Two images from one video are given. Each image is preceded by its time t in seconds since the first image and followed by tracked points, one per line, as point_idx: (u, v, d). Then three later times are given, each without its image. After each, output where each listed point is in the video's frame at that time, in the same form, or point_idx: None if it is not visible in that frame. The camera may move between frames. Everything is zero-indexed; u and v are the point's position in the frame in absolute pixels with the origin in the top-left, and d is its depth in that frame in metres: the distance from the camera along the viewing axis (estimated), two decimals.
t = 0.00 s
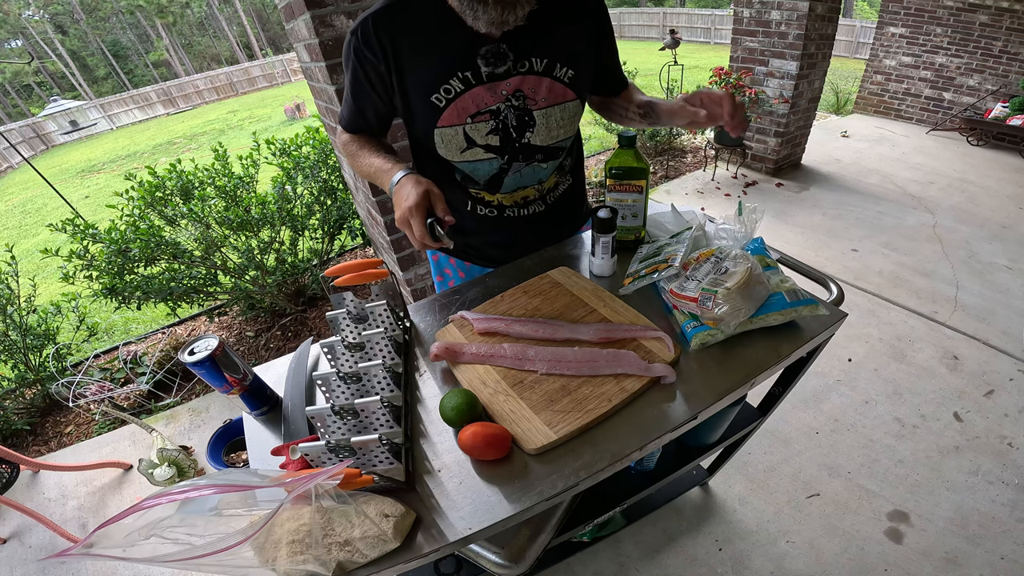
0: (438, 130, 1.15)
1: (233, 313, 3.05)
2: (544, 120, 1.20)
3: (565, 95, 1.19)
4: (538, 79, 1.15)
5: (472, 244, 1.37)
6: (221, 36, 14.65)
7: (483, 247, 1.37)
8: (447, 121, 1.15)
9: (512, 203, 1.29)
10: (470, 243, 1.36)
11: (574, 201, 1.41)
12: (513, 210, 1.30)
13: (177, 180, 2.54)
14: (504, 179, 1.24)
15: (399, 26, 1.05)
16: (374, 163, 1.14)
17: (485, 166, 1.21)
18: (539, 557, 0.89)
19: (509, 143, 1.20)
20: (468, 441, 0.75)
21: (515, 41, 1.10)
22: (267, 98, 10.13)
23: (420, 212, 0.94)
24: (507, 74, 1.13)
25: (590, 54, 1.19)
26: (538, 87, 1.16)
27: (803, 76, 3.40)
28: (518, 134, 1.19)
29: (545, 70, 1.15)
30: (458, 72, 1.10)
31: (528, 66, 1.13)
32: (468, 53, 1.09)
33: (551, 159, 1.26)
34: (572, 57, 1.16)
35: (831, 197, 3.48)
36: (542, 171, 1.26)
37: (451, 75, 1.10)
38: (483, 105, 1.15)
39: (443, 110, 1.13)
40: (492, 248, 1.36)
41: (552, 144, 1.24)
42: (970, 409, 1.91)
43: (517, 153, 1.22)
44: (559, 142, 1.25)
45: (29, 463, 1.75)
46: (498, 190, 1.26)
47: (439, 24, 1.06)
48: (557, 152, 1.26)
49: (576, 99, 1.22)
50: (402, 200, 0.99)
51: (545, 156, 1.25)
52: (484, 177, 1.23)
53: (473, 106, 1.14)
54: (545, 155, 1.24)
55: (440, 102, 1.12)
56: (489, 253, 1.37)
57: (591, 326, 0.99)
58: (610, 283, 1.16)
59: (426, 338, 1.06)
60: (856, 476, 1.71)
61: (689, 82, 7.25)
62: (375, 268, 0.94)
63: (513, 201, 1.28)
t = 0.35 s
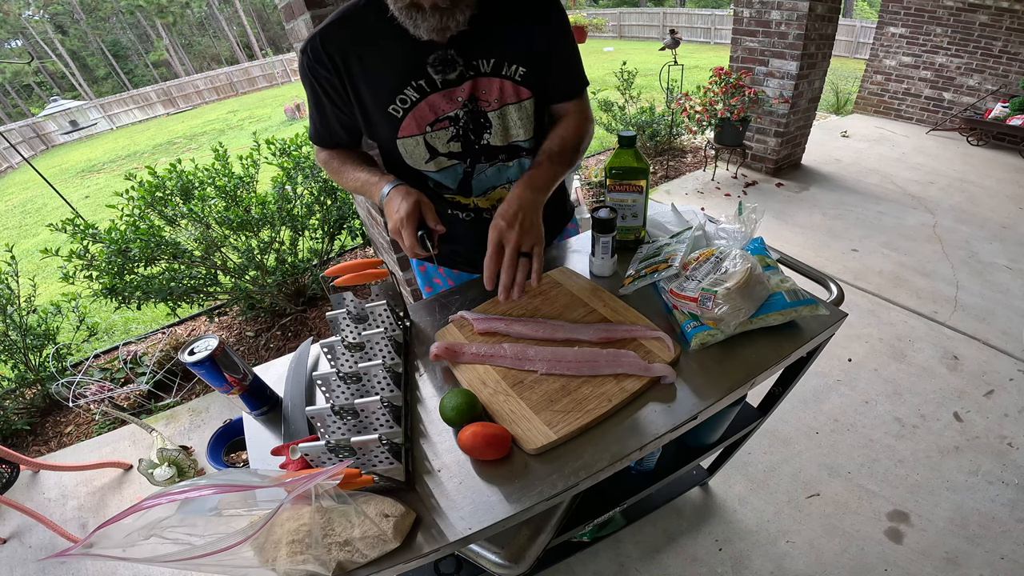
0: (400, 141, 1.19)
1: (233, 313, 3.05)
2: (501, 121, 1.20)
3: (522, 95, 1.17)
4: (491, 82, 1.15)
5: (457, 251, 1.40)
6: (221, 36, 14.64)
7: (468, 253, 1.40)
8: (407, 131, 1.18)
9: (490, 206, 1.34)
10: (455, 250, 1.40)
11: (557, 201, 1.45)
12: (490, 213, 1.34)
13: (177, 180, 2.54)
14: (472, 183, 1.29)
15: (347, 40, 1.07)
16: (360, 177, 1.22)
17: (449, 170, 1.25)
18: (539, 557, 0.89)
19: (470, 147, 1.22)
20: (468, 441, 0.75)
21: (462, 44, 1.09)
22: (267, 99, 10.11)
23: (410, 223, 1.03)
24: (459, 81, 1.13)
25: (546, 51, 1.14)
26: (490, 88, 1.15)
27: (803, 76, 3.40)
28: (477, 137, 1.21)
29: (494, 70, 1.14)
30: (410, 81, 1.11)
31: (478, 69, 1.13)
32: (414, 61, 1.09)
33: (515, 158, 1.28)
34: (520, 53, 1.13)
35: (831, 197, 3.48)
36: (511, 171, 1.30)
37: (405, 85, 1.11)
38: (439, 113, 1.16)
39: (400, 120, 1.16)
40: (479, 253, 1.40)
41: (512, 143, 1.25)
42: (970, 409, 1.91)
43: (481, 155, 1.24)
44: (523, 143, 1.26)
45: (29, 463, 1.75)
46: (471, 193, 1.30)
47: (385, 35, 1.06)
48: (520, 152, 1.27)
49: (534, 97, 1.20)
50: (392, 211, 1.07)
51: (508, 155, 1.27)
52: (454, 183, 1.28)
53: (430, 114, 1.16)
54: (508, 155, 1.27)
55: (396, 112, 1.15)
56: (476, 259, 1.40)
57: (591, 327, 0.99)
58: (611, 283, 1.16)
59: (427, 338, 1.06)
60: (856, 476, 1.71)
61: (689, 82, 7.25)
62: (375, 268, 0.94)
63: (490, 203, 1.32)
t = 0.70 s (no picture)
0: (371, 149, 1.20)
1: (233, 313, 3.05)
2: (471, 128, 1.21)
3: (493, 101, 1.18)
4: (459, 88, 1.15)
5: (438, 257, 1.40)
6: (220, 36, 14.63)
7: (449, 258, 1.40)
8: (377, 139, 1.18)
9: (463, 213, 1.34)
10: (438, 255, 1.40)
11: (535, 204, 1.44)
12: (465, 221, 1.34)
13: (177, 180, 2.54)
14: (444, 192, 1.29)
15: (314, 48, 1.07)
16: (344, 185, 1.22)
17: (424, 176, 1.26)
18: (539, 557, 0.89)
19: (441, 155, 1.23)
20: (468, 440, 0.75)
21: (429, 52, 1.09)
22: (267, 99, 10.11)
23: (403, 227, 1.06)
24: (428, 87, 1.13)
25: (514, 56, 1.14)
26: (460, 95, 1.16)
27: (803, 76, 3.40)
28: (448, 144, 1.22)
29: (464, 77, 1.14)
30: (379, 90, 1.11)
31: (447, 76, 1.13)
32: (381, 70, 1.09)
33: (489, 164, 1.28)
34: (489, 60, 1.13)
35: (831, 197, 3.48)
36: (487, 177, 1.30)
37: (374, 94, 1.11)
38: (409, 121, 1.17)
39: (370, 128, 1.16)
40: (462, 257, 1.40)
41: (484, 150, 1.25)
42: (970, 409, 1.91)
43: (452, 162, 1.25)
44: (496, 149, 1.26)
45: (29, 463, 1.75)
46: (444, 203, 1.31)
47: (351, 42, 1.06)
48: (492, 158, 1.27)
49: (504, 103, 1.20)
50: (383, 219, 1.09)
51: (481, 162, 1.27)
52: (427, 191, 1.29)
53: (400, 122, 1.17)
54: (481, 162, 1.27)
55: (367, 121, 1.15)
56: (461, 263, 1.40)
57: (591, 327, 0.99)
58: (611, 283, 1.16)
59: (427, 337, 1.06)
60: (856, 476, 1.71)
61: (689, 82, 7.24)
62: (375, 268, 0.94)
63: (462, 212, 1.32)
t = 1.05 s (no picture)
0: (368, 151, 1.19)
1: (233, 313, 3.05)
2: (469, 128, 1.21)
3: (489, 101, 1.18)
4: (456, 88, 1.15)
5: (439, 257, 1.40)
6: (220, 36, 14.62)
7: (450, 257, 1.40)
8: (374, 141, 1.18)
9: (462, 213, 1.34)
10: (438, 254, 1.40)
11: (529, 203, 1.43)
12: (464, 221, 1.34)
13: (177, 180, 2.54)
14: (442, 193, 1.29)
15: (308, 50, 1.06)
16: (342, 191, 1.23)
17: (422, 178, 1.25)
18: (539, 557, 0.89)
19: (439, 156, 1.23)
20: (468, 441, 0.75)
21: (425, 52, 1.09)
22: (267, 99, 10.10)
23: (407, 235, 1.07)
24: (424, 88, 1.13)
25: (509, 55, 1.14)
26: (457, 96, 1.16)
27: (803, 76, 3.40)
28: (445, 145, 1.21)
29: (460, 77, 1.14)
30: (375, 91, 1.11)
31: (443, 76, 1.13)
32: (377, 71, 1.09)
33: (487, 165, 1.28)
34: (485, 60, 1.13)
35: (831, 197, 3.48)
36: (485, 177, 1.30)
37: (371, 95, 1.11)
38: (406, 122, 1.16)
39: (366, 130, 1.16)
40: (463, 255, 1.40)
41: (482, 151, 1.25)
42: (970, 409, 1.91)
43: (450, 163, 1.25)
44: (495, 149, 1.26)
45: (29, 463, 1.75)
46: (442, 203, 1.31)
47: (346, 44, 1.06)
48: (491, 159, 1.27)
49: (501, 103, 1.20)
50: (385, 226, 1.10)
51: (479, 163, 1.26)
52: (425, 192, 1.28)
53: (397, 124, 1.16)
54: (479, 162, 1.26)
55: (364, 122, 1.15)
56: (462, 262, 1.41)
57: (591, 327, 0.99)
58: (611, 283, 1.16)
59: (427, 337, 1.06)
60: (856, 476, 1.71)
61: (689, 82, 7.24)
62: (375, 268, 0.94)
63: (460, 212, 1.32)
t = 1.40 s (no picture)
0: (379, 144, 1.19)
1: (233, 313, 3.05)
2: (480, 125, 1.21)
3: (501, 99, 1.19)
4: (469, 85, 1.15)
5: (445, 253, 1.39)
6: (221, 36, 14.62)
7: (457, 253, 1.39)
8: (386, 134, 1.18)
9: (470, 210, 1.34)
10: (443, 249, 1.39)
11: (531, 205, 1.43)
12: (471, 218, 1.34)
13: (177, 180, 2.54)
14: (451, 189, 1.29)
15: (326, 42, 1.07)
16: (354, 187, 1.23)
17: (433, 173, 1.25)
18: (539, 557, 0.89)
19: (449, 151, 1.23)
20: (468, 441, 0.75)
21: (440, 49, 1.10)
22: (267, 99, 10.11)
23: (418, 235, 1.07)
24: (437, 84, 1.13)
25: (523, 54, 1.14)
26: (470, 92, 1.17)
27: (803, 76, 3.40)
28: (457, 141, 1.22)
29: (473, 74, 1.14)
30: (390, 85, 1.11)
31: (457, 72, 1.13)
32: (392, 66, 1.09)
33: (496, 163, 1.28)
34: (499, 59, 1.14)
35: (831, 197, 3.48)
36: (493, 175, 1.30)
37: (385, 89, 1.11)
38: (419, 117, 1.17)
39: (379, 123, 1.16)
40: (468, 252, 1.40)
41: (492, 148, 1.26)
42: (970, 409, 1.91)
43: (460, 159, 1.25)
44: (505, 146, 1.26)
45: (29, 463, 1.75)
46: (450, 199, 1.31)
47: (363, 37, 1.06)
48: (501, 157, 1.28)
49: (513, 101, 1.21)
50: (398, 224, 1.10)
51: (489, 160, 1.27)
52: (433, 188, 1.29)
53: (410, 118, 1.16)
54: (488, 159, 1.27)
55: (377, 116, 1.15)
56: (467, 259, 1.40)
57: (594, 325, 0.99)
58: (611, 283, 1.16)
59: (427, 337, 1.06)
60: (856, 476, 1.71)
61: (689, 82, 7.24)
62: (375, 268, 0.94)
63: (469, 208, 1.32)
